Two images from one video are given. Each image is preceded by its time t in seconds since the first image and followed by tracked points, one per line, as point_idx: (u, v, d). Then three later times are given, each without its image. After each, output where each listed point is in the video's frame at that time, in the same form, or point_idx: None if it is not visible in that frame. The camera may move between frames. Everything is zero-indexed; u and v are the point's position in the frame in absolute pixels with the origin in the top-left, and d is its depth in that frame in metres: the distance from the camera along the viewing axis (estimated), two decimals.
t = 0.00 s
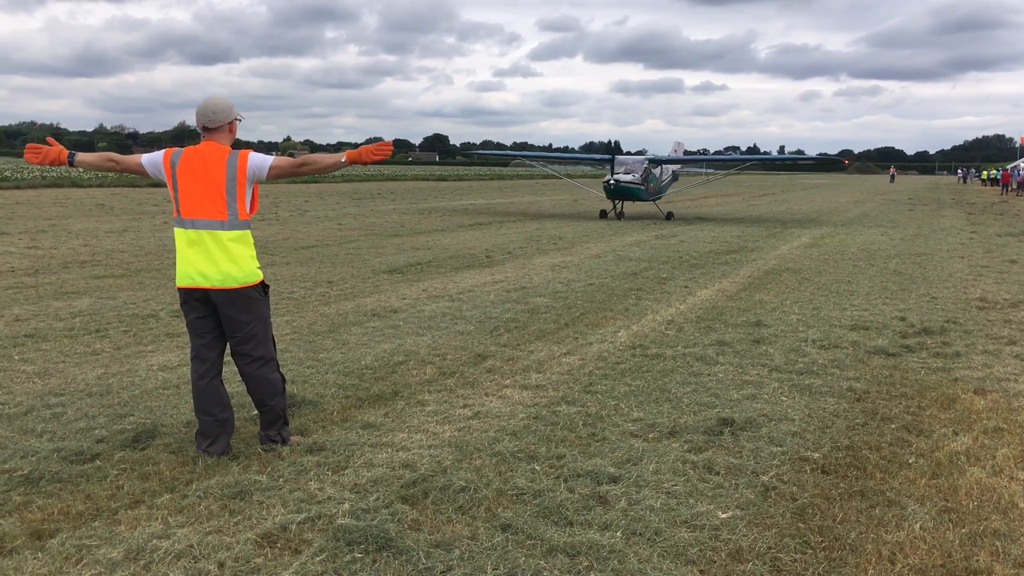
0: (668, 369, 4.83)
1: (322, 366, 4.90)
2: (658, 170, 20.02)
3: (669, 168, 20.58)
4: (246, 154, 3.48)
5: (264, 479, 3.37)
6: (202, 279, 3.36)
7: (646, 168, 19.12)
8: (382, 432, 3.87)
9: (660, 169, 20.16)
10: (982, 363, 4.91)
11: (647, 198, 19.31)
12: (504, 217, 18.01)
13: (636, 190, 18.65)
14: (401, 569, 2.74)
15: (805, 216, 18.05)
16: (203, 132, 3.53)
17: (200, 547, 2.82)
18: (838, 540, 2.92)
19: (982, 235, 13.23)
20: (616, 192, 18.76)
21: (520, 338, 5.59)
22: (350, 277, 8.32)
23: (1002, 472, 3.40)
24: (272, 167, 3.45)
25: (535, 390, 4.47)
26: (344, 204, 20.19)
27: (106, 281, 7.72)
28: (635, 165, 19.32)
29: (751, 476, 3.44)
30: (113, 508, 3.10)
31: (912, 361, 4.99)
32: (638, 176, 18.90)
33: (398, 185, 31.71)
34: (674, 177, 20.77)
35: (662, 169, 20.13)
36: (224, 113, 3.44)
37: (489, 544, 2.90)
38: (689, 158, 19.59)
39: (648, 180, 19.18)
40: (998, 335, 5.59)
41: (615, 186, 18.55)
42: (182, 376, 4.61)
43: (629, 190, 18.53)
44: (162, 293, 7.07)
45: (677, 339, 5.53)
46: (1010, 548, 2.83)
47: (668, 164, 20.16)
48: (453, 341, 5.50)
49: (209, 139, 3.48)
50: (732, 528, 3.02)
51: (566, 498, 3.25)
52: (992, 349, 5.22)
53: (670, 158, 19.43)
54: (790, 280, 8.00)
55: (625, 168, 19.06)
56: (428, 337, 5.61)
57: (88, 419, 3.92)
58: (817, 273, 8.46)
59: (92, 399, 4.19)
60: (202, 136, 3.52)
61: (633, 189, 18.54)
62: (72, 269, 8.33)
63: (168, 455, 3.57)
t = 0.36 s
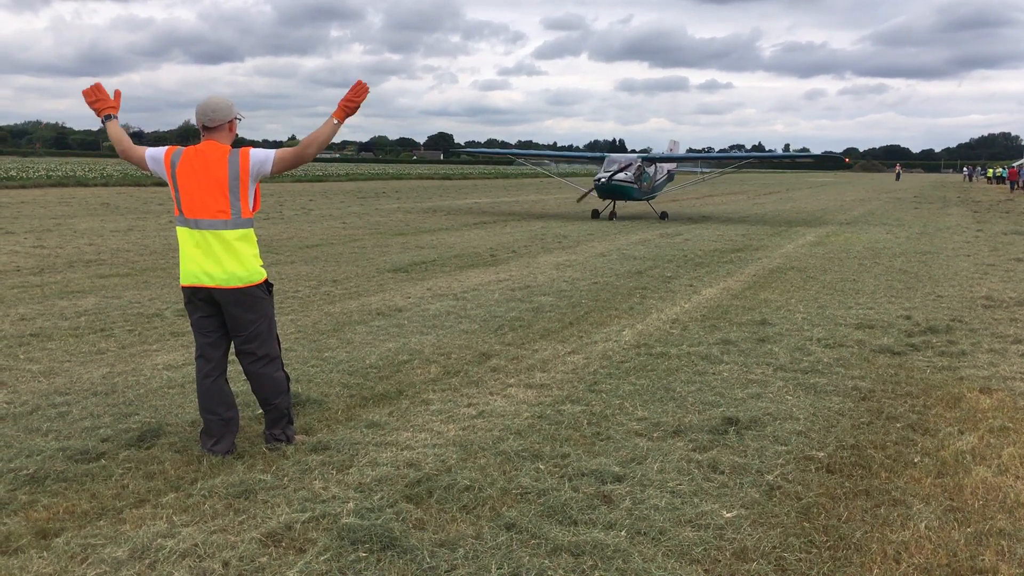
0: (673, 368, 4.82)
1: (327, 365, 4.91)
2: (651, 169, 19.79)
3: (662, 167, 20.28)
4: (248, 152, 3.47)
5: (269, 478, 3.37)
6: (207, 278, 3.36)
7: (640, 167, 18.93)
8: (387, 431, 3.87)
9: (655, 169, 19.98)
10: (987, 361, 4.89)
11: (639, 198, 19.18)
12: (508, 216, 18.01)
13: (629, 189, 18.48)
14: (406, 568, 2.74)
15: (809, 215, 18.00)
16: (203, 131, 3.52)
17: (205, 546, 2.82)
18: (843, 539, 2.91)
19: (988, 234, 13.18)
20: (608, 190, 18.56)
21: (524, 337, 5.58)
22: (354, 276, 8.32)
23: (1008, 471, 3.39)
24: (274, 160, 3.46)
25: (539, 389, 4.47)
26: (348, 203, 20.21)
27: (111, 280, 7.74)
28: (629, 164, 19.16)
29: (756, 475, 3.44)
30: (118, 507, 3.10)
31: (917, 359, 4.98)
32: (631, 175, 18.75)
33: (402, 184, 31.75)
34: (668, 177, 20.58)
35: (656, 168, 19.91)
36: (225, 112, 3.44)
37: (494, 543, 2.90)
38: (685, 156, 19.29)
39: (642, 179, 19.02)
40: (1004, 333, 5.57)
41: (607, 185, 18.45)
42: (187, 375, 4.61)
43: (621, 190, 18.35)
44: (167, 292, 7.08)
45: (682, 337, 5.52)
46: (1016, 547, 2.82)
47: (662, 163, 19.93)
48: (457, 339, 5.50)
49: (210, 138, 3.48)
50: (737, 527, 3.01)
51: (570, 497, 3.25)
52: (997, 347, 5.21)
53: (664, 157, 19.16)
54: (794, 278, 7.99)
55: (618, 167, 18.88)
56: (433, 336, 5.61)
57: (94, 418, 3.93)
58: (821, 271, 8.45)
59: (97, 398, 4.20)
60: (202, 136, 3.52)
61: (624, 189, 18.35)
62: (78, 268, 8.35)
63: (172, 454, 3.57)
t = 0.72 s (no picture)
0: (675, 366, 4.82)
1: (329, 364, 4.91)
2: (641, 167, 19.32)
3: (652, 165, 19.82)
4: (247, 149, 3.47)
5: (271, 477, 3.38)
6: (208, 276, 3.36)
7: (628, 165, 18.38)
8: (389, 430, 3.87)
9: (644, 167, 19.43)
10: (989, 359, 4.89)
11: (628, 197, 18.65)
12: (509, 215, 18.00)
13: (617, 189, 18.04)
14: (407, 567, 2.74)
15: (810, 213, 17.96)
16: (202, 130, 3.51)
17: (207, 545, 2.83)
18: (845, 537, 2.91)
19: (990, 231, 13.16)
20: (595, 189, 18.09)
21: (526, 335, 5.58)
22: (356, 275, 8.32)
23: (1010, 469, 3.38)
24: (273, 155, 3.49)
25: (541, 387, 4.47)
26: (349, 203, 20.20)
27: (113, 280, 7.74)
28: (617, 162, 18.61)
29: (757, 473, 3.43)
30: (120, 506, 3.11)
31: (919, 357, 4.97)
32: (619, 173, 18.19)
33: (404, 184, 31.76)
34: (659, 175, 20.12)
35: (646, 166, 19.46)
36: (224, 110, 3.43)
37: (495, 541, 2.90)
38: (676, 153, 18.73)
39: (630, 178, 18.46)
40: (1006, 331, 5.56)
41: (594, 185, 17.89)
42: (189, 375, 4.62)
43: (608, 189, 17.89)
44: (169, 292, 7.08)
45: (684, 335, 5.52)
46: (1018, 545, 2.82)
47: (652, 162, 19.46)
48: (458, 338, 5.50)
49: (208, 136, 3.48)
50: (738, 525, 3.01)
51: (572, 495, 3.25)
52: (999, 345, 5.20)
53: (654, 154, 18.63)
54: (796, 276, 7.99)
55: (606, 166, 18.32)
56: (434, 335, 5.61)
57: (96, 417, 3.93)
58: (823, 269, 8.44)
59: (99, 397, 4.20)
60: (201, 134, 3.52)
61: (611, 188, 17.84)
62: (80, 268, 8.35)
63: (175, 453, 3.58)
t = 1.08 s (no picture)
0: (676, 369, 4.82)
1: (330, 368, 4.91)
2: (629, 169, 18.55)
3: (642, 168, 19.14)
4: (248, 153, 3.47)
5: (273, 481, 3.38)
6: (211, 281, 3.37)
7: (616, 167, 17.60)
8: (391, 434, 3.87)
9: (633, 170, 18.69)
10: (991, 361, 4.89)
11: (617, 201, 17.88)
12: (510, 218, 18.00)
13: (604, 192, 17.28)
14: (410, 571, 2.74)
15: (811, 215, 17.95)
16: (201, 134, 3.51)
17: (210, 550, 2.83)
18: (847, 540, 2.91)
19: (992, 233, 13.16)
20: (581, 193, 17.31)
21: (527, 339, 5.58)
22: (357, 279, 8.31)
23: (1012, 471, 3.38)
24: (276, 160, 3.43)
25: (543, 391, 4.47)
26: (350, 206, 20.20)
27: (114, 284, 7.74)
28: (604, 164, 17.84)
29: (760, 476, 3.43)
30: (123, 511, 3.11)
31: (921, 359, 4.97)
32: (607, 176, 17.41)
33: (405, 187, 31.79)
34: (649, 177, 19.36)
35: (635, 168, 18.70)
36: (224, 115, 3.42)
37: (498, 545, 2.90)
38: (666, 154, 18.02)
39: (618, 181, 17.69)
40: (1007, 333, 5.56)
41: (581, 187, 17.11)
42: (190, 379, 4.62)
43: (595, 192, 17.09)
44: (170, 297, 7.08)
45: (685, 339, 5.51)
46: (1020, 547, 2.82)
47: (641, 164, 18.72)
48: (460, 342, 5.50)
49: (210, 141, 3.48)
50: (741, 529, 3.01)
51: (574, 499, 3.25)
52: (1001, 347, 5.20)
53: (642, 156, 17.88)
54: (798, 279, 7.98)
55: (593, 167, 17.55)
56: (436, 339, 5.61)
57: (98, 422, 3.93)
58: (825, 272, 8.44)
59: (101, 402, 4.20)
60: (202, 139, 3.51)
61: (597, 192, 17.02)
62: (81, 272, 8.35)
63: (177, 458, 3.58)
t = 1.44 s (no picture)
0: (677, 377, 4.81)
1: (332, 375, 4.91)
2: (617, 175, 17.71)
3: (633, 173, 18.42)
4: (250, 163, 3.48)
5: (274, 489, 3.38)
6: (213, 290, 3.37)
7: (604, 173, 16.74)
8: (392, 441, 3.87)
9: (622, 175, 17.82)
10: (992, 368, 4.88)
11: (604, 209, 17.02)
12: (511, 224, 18.02)
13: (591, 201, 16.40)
14: None
15: (812, 222, 17.95)
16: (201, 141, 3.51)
17: (211, 557, 2.83)
18: (849, 548, 2.91)
19: (993, 240, 13.17)
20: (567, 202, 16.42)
21: (528, 346, 5.58)
22: (358, 286, 8.32)
23: (1014, 479, 3.38)
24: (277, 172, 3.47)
25: (543, 398, 4.47)
26: (351, 213, 20.23)
27: (115, 291, 7.74)
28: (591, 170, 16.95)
29: (761, 483, 3.43)
30: (124, 518, 3.11)
31: (922, 367, 4.97)
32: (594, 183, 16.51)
33: (407, 193, 31.83)
34: (638, 182, 18.54)
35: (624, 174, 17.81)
36: (226, 124, 3.42)
37: (499, 553, 2.90)
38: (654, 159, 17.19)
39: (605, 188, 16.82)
40: (1008, 340, 5.55)
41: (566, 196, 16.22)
42: (192, 387, 4.62)
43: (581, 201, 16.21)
44: (171, 304, 7.08)
45: (686, 346, 5.51)
46: (1022, 555, 2.82)
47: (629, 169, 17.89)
48: (461, 349, 5.50)
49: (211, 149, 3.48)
50: (742, 537, 3.00)
51: (575, 506, 3.25)
52: (1002, 354, 5.20)
53: (630, 161, 17.07)
54: (798, 286, 7.99)
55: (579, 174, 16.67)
56: (437, 346, 5.61)
57: (99, 429, 3.93)
58: (826, 279, 8.44)
59: (102, 410, 4.20)
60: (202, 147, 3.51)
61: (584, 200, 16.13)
62: (82, 280, 8.36)
63: (178, 465, 3.58)
